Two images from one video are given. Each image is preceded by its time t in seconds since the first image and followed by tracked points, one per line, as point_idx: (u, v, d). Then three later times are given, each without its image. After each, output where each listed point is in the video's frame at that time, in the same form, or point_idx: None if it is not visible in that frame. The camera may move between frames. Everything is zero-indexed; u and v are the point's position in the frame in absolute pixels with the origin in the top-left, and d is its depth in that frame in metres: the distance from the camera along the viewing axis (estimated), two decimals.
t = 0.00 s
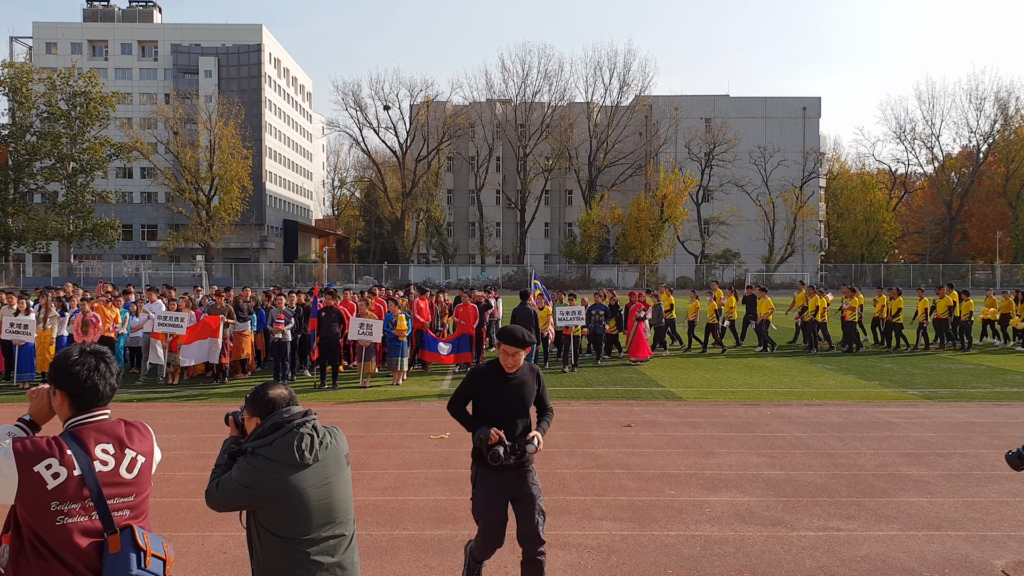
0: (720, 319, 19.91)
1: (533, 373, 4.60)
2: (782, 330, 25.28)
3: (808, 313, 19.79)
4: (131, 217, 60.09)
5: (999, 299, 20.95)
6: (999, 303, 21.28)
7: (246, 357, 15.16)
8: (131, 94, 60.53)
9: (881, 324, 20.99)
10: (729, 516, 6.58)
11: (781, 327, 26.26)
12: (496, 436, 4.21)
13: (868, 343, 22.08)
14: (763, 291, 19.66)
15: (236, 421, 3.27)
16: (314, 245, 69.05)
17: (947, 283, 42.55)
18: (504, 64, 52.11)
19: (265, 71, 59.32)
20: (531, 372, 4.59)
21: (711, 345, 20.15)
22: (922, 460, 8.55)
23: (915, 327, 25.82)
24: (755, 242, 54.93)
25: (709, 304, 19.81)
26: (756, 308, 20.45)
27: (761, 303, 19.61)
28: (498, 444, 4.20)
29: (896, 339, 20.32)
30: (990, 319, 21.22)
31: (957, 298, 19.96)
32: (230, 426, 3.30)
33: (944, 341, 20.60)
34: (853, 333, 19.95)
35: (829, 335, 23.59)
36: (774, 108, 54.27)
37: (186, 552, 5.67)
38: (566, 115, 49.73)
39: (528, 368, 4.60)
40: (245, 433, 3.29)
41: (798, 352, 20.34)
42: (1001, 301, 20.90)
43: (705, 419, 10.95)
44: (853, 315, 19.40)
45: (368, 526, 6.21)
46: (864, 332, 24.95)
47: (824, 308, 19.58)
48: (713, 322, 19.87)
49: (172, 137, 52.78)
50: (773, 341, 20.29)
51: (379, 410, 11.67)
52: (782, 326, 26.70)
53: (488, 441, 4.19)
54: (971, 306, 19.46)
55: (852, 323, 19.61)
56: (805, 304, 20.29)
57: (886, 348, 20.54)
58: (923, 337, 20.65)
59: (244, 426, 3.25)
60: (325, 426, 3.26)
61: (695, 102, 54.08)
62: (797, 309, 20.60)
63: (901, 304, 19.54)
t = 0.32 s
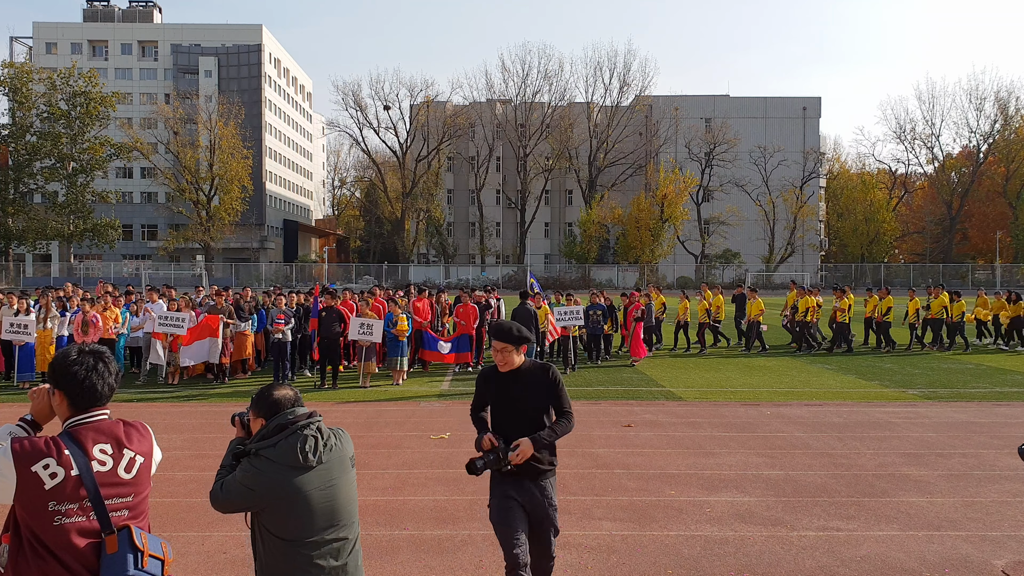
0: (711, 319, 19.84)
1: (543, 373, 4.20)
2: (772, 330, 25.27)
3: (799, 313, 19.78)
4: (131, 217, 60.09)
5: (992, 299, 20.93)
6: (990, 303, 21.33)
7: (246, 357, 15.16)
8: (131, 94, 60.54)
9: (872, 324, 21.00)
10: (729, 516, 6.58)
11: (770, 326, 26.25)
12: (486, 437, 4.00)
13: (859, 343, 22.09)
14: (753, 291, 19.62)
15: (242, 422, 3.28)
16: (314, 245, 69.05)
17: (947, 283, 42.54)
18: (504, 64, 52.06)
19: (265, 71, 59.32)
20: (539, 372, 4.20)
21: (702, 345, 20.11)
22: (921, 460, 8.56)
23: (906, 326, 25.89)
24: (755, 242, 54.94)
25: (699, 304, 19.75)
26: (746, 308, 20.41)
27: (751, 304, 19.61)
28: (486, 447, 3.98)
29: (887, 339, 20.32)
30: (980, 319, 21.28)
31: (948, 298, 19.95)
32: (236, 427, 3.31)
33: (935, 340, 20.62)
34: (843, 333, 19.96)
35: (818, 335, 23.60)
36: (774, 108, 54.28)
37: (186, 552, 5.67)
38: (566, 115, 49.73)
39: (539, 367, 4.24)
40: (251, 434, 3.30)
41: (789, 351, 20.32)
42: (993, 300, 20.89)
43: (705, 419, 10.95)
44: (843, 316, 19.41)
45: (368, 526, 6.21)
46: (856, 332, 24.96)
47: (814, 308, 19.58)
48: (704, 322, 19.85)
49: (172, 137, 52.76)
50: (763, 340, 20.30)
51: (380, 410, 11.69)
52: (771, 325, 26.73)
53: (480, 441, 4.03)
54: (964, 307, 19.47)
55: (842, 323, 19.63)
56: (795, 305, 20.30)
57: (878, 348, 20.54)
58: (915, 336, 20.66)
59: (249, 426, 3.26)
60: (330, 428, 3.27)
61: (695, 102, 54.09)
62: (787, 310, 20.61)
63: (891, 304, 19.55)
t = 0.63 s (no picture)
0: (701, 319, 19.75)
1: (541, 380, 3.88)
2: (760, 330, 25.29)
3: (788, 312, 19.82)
4: (131, 217, 60.10)
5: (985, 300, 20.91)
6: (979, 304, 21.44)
7: (247, 357, 15.17)
8: (130, 94, 60.55)
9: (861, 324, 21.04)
10: (729, 516, 6.58)
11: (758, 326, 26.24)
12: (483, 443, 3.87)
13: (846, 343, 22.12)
14: (742, 291, 19.59)
15: (266, 424, 3.27)
16: (314, 245, 69.03)
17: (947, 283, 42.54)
18: (504, 64, 52.01)
19: (265, 71, 59.30)
20: (538, 378, 3.90)
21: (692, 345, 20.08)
22: (922, 460, 8.55)
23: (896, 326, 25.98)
24: (755, 242, 54.94)
25: (689, 304, 19.67)
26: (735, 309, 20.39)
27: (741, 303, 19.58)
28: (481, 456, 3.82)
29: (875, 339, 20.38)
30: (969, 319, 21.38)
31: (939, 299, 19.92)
32: (259, 429, 3.31)
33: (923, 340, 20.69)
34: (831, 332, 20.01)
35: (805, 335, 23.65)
36: (774, 108, 54.31)
37: (186, 552, 5.67)
38: (566, 115, 49.74)
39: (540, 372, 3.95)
40: (274, 436, 3.30)
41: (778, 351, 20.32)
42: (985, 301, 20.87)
43: (705, 419, 10.95)
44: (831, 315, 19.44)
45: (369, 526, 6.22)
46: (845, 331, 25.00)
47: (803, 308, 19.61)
48: (694, 322, 19.79)
49: (171, 137, 52.77)
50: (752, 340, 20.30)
51: (380, 410, 11.69)
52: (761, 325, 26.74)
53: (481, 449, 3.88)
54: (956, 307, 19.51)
55: (830, 323, 19.67)
56: (785, 304, 20.30)
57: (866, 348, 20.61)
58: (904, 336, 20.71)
59: (273, 429, 3.26)
60: (354, 430, 3.27)
61: (695, 102, 54.11)
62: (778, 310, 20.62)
63: (880, 304, 19.57)
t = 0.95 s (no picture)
0: (691, 319, 19.70)
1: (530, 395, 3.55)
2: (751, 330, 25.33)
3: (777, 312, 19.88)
4: (131, 217, 60.12)
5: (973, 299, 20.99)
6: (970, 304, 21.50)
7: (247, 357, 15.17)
8: (131, 94, 60.57)
9: (851, 324, 21.10)
10: (729, 516, 6.58)
11: (749, 326, 26.26)
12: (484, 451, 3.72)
13: (836, 343, 22.17)
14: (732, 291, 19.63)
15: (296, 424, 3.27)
16: (315, 245, 69.06)
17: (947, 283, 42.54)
18: (504, 64, 51.99)
19: (265, 71, 59.30)
20: (531, 391, 3.63)
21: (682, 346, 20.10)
22: (922, 460, 8.56)
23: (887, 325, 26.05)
24: (755, 242, 54.93)
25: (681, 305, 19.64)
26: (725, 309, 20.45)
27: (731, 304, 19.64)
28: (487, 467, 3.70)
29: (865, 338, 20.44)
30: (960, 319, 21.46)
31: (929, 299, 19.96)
32: (289, 429, 3.31)
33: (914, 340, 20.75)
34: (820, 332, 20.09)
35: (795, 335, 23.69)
36: (774, 108, 54.29)
37: (186, 552, 5.68)
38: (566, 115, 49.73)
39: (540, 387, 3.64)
40: (304, 436, 3.29)
41: (767, 351, 20.38)
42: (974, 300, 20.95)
43: (704, 419, 10.96)
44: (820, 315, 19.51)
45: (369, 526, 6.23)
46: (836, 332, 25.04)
47: (791, 307, 19.67)
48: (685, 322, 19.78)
49: (171, 137, 52.75)
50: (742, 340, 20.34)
51: (380, 410, 11.70)
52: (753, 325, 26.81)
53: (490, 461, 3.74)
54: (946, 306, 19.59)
55: (819, 323, 19.73)
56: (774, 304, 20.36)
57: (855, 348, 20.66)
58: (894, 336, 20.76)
59: (304, 429, 3.26)
60: (384, 431, 3.26)
61: (695, 102, 54.10)
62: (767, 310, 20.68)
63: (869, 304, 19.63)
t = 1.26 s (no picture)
0: (681, 319, 19.69)
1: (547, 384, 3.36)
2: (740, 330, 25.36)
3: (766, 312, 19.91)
4: (131, 217, 60.15)
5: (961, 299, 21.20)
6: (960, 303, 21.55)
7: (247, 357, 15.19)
8: (131, 94, 60.61)
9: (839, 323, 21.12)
10: (729, 516, 6.59)
11: (739, 326, 26.26)
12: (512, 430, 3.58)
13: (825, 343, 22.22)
14: (722, 291, 19.64)
15: (313, 424, 3.27)
16: (315, 245, 69.06)
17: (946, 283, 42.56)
18: (504, 64, 51.99)
19: (265, 71, 59.32)
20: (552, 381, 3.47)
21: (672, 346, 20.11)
22: (922, 460, 8.56)
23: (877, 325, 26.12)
24: (755, 241, 54.94)
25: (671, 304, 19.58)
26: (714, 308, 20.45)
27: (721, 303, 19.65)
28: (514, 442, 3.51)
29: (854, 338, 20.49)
30: (950, 318, 21.51)
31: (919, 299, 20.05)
32: (306, 428, 3.32)
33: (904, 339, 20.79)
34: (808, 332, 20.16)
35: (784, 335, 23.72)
36: (774, 108, 54.34)
37: (186, 552, 5.68)
38: (566, 115, 49.74)
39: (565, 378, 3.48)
40: (321, 435, 3.30)
41: (757, 351, 20.44)
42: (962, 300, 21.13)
43: (704, 419, 10.96)
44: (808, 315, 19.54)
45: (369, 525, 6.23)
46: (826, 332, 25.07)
47: (781, 307, 19.68)
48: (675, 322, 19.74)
49: (171, 137, 52.76)
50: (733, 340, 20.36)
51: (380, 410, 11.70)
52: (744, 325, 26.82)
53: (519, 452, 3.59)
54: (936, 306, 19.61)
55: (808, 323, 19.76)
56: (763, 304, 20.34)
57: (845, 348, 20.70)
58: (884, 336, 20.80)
59: (320, 428, 3.26)
60: (400, 432, 3.25)
61: (695, 102, 54.17)
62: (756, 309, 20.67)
63: (858, 304, 19.64)
